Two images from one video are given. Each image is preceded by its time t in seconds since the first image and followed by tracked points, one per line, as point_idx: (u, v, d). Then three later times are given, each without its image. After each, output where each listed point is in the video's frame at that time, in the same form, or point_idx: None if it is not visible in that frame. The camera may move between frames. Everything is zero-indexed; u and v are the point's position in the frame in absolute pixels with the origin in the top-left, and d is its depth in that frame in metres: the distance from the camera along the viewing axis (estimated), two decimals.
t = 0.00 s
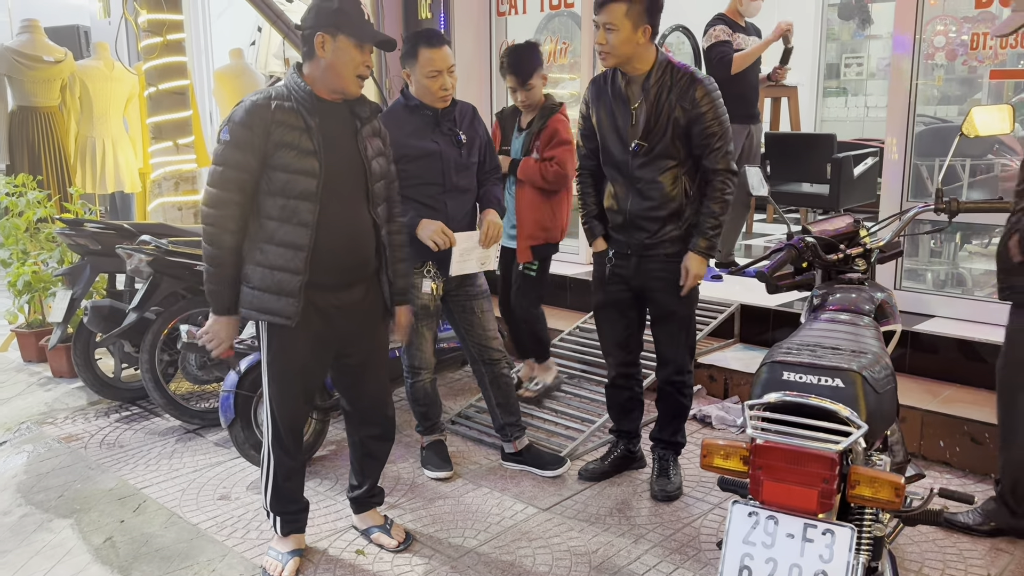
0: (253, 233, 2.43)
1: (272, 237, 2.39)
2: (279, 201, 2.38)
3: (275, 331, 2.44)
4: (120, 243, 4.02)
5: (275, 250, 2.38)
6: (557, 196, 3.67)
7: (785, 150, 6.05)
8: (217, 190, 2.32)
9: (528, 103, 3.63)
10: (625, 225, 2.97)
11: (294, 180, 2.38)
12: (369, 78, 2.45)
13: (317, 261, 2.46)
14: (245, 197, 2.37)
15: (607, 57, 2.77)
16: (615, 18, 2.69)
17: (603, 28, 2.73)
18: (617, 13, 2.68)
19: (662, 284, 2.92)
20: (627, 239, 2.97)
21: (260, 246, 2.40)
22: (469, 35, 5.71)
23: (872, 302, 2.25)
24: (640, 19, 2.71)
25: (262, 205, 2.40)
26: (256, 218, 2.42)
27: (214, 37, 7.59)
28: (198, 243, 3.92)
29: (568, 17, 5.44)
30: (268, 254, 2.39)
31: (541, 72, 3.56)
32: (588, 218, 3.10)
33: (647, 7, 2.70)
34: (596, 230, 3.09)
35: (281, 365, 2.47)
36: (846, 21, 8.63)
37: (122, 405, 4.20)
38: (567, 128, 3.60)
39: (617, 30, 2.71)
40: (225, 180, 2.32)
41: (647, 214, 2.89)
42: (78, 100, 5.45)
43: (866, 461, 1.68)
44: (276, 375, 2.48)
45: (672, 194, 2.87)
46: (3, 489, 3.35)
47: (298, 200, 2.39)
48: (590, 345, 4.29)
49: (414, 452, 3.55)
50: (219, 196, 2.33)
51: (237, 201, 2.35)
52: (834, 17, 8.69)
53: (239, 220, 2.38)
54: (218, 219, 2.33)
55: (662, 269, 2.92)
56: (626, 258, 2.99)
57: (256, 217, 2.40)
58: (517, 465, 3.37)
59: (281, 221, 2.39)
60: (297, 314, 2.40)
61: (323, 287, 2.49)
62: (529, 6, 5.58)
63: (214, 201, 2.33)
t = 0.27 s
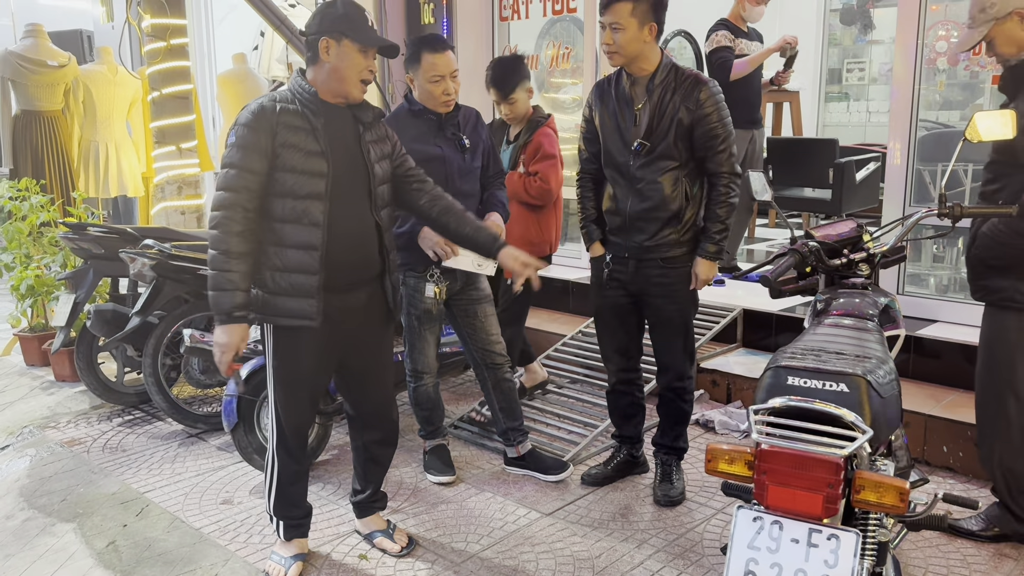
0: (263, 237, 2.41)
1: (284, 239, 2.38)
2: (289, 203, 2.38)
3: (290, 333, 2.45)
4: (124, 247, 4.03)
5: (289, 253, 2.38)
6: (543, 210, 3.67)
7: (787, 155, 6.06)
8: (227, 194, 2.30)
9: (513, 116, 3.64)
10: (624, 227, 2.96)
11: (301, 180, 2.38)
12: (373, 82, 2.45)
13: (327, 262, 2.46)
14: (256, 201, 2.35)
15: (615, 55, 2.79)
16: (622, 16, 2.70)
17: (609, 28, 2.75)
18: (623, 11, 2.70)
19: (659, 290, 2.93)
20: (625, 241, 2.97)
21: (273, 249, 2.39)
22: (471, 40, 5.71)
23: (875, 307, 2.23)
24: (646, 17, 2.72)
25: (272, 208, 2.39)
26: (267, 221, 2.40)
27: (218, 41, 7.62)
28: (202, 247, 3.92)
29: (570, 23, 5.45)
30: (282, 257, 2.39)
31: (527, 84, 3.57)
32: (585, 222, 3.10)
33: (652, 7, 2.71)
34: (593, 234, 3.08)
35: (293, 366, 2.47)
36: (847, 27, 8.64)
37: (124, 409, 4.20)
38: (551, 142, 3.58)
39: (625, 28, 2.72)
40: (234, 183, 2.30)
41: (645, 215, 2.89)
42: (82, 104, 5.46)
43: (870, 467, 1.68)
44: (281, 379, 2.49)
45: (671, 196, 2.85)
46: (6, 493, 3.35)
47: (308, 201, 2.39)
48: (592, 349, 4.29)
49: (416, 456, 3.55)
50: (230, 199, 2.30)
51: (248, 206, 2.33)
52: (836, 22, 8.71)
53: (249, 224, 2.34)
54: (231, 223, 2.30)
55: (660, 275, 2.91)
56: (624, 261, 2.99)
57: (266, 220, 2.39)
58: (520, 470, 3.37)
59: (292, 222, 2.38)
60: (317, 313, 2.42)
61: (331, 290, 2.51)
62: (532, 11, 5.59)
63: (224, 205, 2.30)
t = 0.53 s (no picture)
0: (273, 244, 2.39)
1: (293, 244, 2.36)
2: (295, 208, 2.36)
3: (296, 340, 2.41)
4: (124, 252, 4.01)
5: (298, 259, 2.36)
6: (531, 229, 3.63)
7: (789, 160, 6.05)
8: (235, 203, 2.28)
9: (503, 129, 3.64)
10: (626, 230, 2.94)
11: (303, 183, 2.35)
12: (375, 85, 2.44)
13: (335, 266, 2.44)
14: (265, 207, 2.33)
15: (623, 66, 2.79)
16: (623, 29, 2.69)
17: (615, 41, 2.73)
18: (626, 23, 2.68)
19: (660, 296, 2.91)
20: (626, 245, 2.95)
21: (285, 255, 2.37)
22: (472, 45, 5.71)
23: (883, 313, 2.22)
24: (650, 21, 2.71)
25: (279, 215, 2.37)
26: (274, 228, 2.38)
27: (219, 46, 7.62)
28: (203, 252, 3.91)
29: (572, 27, 5.44)
30: (293, 263, 2.37)
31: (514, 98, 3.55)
32: (585, 229, 3.08)
33: (653, 10, 2.70)
34: (592, 240, 3.07)
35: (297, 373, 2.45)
36: (849, 31, 8.61)
37: (125, 416, 4.18)
38: (539, 159, 3.54)
39: (630, 37, 2.71)
40: (242, 192, 2.28)
41: (646, 218, 2.87)
42: (83, 110, 5.47)
43: (879, 478, 1.66)
44: (284, 387, 2.47)
45: (673, 198, 2.83)
46: (5, 500, 3.33)
47: (313, 205, 2.37)
48: (594, 355, 4.27)
49: (418, 463, 3.53)
50: (241, 207, 2.28)
51: (258, 214, 2.31)
52: (838, 27, 8.69)
53: (263, 232, 2.32)
54: (245, 231, 2.29)
55: (661, 281, 2.89)
56: (625, 267, 2.97)
57: (274, 227, 2.36)
58: (522, 478, 3.35)
59: (299, 226, 2.36)
60: (327, 317, 2.40)
61: (339, 296, 2.49)
62: (534, 16, 5.58)
63: (233, 213, 2.28)
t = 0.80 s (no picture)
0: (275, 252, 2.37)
1: (295, 253, 2.34)
2: (298, 217, 2.34)
3: (297, 349, 2.39)
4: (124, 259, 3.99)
5: (298, 268, 2.35)
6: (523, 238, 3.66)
7: (791, 165, 6.03)
8: (237, 211, 2.26)
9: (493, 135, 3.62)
10: (627, 236, 2.92)
11: (307, 193, 2.34)
12: (378, 93, 2.42)
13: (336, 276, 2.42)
14: (267, 216, 2.31)
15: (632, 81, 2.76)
16: (643, 45, 2.65)
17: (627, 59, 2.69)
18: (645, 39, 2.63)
19: (664, 303, 2.88)
20: (628, 251, 2.92)
21: (286, 264, 2.35)
22: (473, 50, 5.69)
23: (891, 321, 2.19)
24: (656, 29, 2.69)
25: (281, 224, 2.35)
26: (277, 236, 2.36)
27: (220, 52, 7.61)
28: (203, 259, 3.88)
29: (574, 33, 5.39)
30: (293, 272, 2.35)
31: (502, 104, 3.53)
32: (586, 235, 3.05)
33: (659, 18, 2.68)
34: (594, 247, 3.03)
35: (298, 382, 2.43)
36: (851, 36, 8.56)
37: (124, 423, 4.16)
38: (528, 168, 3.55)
39: (653, 52, 2.68)
40: (244, 200, 2.26)
41: (649, 223, 2.85)
42: (84, 116, 5.45)
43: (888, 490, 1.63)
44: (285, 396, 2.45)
45: (676, 204, 2.81)
46: (4, 509, 3.31)
47: (316, 214, 2.35)
48: (596, 362, 4.25)
49: (419, 471, 3.51)
50: (242, 216, 2.26)
51: (260, 222, 2.29)
52: (839, 32, 8.63)
53: (265, 241, 2.30)
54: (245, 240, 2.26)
55: (664, 287, 2.87)
56: (628, 273, 2.94)
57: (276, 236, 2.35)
58: (524, 486, 3.33)
59: (302, 236, 2.34)
60: (329, 327, 2.38)
61: (340, 305, 2.46)
62: (535, 21, 5.55)
63: (235, 222, 2.26)
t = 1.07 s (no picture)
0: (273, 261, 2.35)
1: (293, 264, 2.32)
2: (297, 227, 2.31)
3: (294, 359, 2.37)
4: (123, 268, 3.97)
5: (296, 279, 2.32)
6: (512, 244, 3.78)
7: (793, 172, 6.00)
8: (234, 219, 2.24)
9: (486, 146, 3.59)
10: (630, 245, 2.89)
11: (307, 204, 2.31)
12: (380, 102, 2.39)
13: (335, 287, 2.39)
14: (264, 225, 2.29)
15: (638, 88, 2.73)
16: (653, 56, 2.63)
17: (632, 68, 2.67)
18: (654, 50, 2.61)
19: (667, 312, 2.85)
20: (630, 259, 2.89)
21: (283, 275, 2.32)
22: (474, 56, 5.67)
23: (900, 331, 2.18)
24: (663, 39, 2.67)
25: (279, 234, 2.32)
26: (275, 246, 2.34)
27: (221, 59, 7.60)
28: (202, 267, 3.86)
29: (576, 40, 5.37)
30: (290, 283, 2.32)
31: (483, 117, 3.43)
32: (589, 243, 3.02)
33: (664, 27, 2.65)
34: (596, 255, 3.00)
35: (296, 393, 2.41)
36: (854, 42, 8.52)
37: (123, 433, 4.13)
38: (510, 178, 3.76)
39: (662, 62, 2.65)
40: (241, 209, 2.24)
41: (652, 232, 2.82)
42: (83, 124, 5.43)
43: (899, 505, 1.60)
44: (284, 406, 2.42)
45: (680, 213, 2.78)
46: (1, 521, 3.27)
47: (315, 224, 2.32)
48: (599, 370, 4.22)
49: (420, 482, 3.47)
50: (239, 226, 2.24)
51: (257, 232, 2.27)
52: (841, 38, 8.58)
53: (262, 251, 2.28)
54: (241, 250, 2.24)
55: (667, 295, 2.84)
56: (630, 282, 2.91)
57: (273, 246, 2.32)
58: (526, 497, 3.29)
59: (300, 247, 2.31)
60: (325, 339, 2.34)
61: (339, 315, 2.43)
62: (536, 28, 5.53)
63: (231, 231, 2.24)
